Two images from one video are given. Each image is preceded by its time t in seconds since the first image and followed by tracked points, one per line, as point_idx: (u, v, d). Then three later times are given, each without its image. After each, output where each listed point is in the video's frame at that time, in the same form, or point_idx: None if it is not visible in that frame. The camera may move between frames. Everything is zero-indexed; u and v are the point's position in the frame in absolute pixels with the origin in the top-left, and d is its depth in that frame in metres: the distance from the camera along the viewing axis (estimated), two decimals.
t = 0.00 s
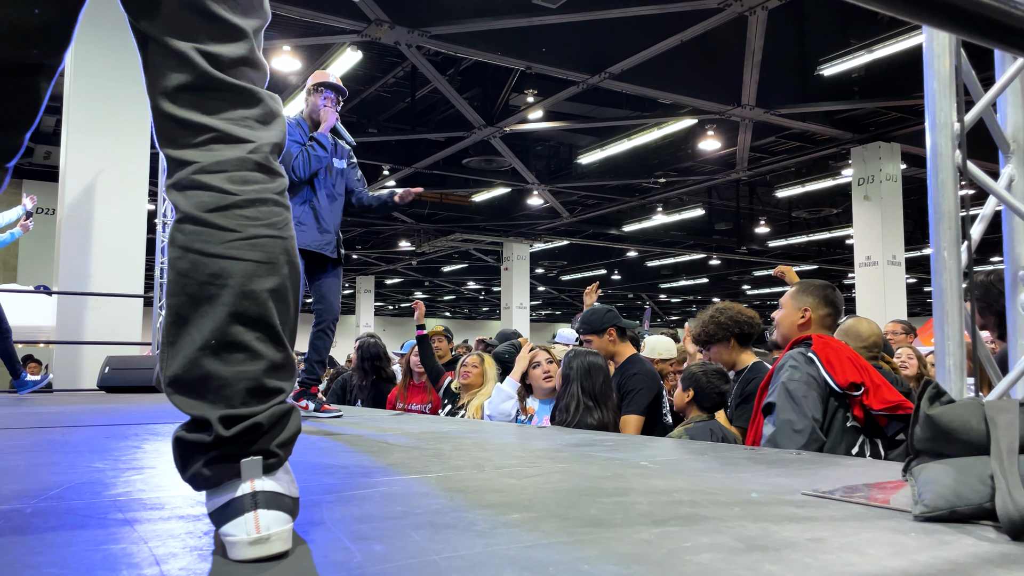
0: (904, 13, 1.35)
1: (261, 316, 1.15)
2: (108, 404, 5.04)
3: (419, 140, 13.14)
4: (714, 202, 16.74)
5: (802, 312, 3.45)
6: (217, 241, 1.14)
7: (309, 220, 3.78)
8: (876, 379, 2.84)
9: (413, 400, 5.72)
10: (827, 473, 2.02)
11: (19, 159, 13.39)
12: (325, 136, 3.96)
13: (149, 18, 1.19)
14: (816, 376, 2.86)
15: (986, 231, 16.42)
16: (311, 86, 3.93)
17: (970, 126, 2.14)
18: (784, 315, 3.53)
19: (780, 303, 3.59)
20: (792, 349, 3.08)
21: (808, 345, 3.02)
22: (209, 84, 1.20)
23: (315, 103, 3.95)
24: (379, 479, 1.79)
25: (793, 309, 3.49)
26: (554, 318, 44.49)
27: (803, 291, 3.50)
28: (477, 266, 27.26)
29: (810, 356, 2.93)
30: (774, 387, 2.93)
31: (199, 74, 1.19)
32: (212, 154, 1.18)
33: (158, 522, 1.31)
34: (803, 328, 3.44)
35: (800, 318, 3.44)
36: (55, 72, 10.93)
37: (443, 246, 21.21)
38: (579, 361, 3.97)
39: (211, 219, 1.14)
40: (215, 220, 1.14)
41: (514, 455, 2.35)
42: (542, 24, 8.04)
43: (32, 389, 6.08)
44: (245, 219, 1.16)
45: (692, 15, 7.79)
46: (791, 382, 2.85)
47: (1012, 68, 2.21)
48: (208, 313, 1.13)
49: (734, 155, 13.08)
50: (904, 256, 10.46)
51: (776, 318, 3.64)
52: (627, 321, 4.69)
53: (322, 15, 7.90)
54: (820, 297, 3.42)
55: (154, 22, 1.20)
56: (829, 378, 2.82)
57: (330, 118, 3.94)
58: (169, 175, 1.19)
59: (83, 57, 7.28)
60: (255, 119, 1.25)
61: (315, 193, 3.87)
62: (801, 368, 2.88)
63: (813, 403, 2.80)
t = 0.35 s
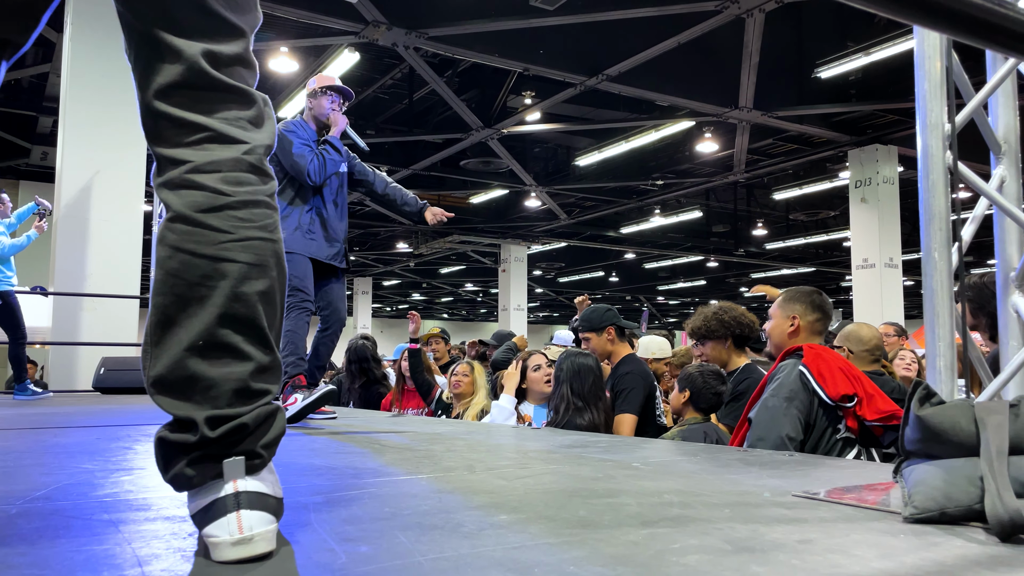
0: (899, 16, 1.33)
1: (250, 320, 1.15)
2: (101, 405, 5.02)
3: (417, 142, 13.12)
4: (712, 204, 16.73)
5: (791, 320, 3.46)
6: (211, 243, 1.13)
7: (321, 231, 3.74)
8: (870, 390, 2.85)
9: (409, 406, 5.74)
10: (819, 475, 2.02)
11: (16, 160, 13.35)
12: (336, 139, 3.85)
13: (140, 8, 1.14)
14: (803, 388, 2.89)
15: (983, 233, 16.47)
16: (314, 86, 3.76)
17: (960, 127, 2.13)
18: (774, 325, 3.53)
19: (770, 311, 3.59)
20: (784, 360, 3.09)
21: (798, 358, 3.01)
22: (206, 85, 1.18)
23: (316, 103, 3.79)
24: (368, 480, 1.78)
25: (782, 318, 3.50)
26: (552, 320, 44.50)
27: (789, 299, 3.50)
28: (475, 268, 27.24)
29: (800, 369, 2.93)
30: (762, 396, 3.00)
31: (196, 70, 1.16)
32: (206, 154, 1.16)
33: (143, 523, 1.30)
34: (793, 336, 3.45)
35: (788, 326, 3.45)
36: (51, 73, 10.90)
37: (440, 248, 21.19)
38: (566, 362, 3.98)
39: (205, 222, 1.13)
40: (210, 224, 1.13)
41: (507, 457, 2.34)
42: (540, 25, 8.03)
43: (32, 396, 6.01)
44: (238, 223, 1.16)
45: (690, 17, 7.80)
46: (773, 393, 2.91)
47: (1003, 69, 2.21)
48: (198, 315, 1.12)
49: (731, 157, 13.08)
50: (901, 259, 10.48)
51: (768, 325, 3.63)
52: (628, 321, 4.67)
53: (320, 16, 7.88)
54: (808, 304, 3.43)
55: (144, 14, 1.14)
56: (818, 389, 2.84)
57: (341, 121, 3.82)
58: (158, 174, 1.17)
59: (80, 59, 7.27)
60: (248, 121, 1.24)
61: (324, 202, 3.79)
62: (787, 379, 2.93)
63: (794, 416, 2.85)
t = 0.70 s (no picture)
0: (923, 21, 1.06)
1: (227, 314, 1.14)
2: (93, 406, 4.99)
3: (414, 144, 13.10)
4: (709, 207, 16.74)
5: (786, 319, 3.46)
6: (184, 239, 1.12)
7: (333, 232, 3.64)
8: (857, 388, 2.82)
9: (403, 405, 5.64)
10: (811, 476, 2.01)
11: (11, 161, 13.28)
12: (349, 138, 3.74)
13: None
14: (791, 392, 2.87)
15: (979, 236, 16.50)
16: (326, 77, 3.58)
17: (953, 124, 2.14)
18: (769, 323, 3.53)
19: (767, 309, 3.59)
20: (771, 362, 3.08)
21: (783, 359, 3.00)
22: (171, 76, 1.16)
23: (326, 94, 3.61)
24: (357, 480, 1.77)
25: (777, 317, 3.50)
26: (549, 322, 44.49)
27: (787, 297, 3.49)
28: (472, 270, 27.21)
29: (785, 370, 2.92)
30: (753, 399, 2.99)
31: (161, 62, 1.15)
32: (175, 147, 1.15)
33: (129, 521, 1.29)
34: (787, 336, 3.45)
35: (783, 326, 3.45)
36: (47, 73, 10.85)
37: (438, 250, 21.15)
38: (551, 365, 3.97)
39: (176, 217, 1.12)
40: (184, 218, 1.12)
41: (499, 457, 2.33)
42: (538, 27, 8.02)
43: (25, 397, 5.96)
44: (211, 217, 1.15)
45: (686, 20, 7.80)
46: (764, 399, 2.89)
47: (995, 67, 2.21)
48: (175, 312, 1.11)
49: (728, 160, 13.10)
50: (898, 262, 10.49)
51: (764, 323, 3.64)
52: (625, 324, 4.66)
53: (318, 18, 7.87)
54: (805, 304, 3.41)
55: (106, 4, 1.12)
56: (806, 391, 2.82)
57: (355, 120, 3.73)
58: (128, 171, 1.15)
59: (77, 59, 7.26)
60: (215, 111, 1.22)
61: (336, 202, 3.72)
62: (775, 383, 2.89)
63: (785, 421, 2.84)
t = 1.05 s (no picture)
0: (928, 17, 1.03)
1: (184, 307, 1.16)
2: (89, 408, 4.96)
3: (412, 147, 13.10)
4: (706, 210, 16.76)
5: (785, 315, 3.45)
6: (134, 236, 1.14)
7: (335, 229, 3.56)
8: (855, 387, 2.80)
9: (398, 408, 5.56)
10: (806, 477, 2.01)
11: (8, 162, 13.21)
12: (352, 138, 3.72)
13: None
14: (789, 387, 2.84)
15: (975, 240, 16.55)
16: (337, 73, 3.59)
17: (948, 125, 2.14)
18: (769, 319, 3.53)
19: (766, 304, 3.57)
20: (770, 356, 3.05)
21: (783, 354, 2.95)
22: (100, 74, 1.16)
23: (335, 92, 3.62)
24: (351, 479, 1.76)
25: (777, 313, 3.50)
26: (547, 325, 44.48)
27: (786, 294, 3.48)
28: (470, 273, 27.20)
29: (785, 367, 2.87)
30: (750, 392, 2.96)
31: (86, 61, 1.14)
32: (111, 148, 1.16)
33: (119, 520, 1.28)
34: (787, 332, 3.45)
35: (783, 322, 3.45)
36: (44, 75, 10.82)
37: (435, 253, 21.15)
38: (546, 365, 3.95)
39: (122, 215, 1.15)
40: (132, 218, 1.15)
41: (493, 458, 2.32)
42: (536, 30, 8.04)
43: (20, 399, 5.93)
44: (157, 211, 1.18)
45: (683, 24, 7.82)
46: (760, 393, 2.86)
47: (991, 68, 2.22)
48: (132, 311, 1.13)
49: (725, 163, 13.13)
50: (895, 265, 10.50)
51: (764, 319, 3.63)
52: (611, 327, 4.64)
53: (315, 20, 7.87)
54: (803, 299, 3.41)
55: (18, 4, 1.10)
56: (802, 385, 2.80)
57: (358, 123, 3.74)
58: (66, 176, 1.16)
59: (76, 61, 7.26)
60: (149, 105, 1.22)
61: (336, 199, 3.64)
62: (772, 378, 2.86)
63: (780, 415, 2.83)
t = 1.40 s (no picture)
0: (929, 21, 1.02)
1: (86, 266, 1.37)
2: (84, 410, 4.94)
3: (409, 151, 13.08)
4: (703, 215, 16.78)
5: (791, 327, 3.45)
6: (32, 213, 1.32)
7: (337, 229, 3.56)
8: (873, 401, 2.68)
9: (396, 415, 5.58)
10: (803, 482, 2.01)
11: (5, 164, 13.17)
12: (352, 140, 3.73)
13: None
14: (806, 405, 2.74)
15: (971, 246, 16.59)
16: (339, 74, 3.61)
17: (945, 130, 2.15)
18: (775, 332, 3.53)
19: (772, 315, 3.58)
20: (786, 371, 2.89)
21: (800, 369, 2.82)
22: None
23: (336, 92, 3.63)
24: (347, 483, 1.75)
25: (781, 327, 3.50)
26: (543, 329, 44.46)
27: (791, 306, 3.49)
28: (467, 276, 27.18)
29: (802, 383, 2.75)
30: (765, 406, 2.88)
31: None
32: None
33: (116, 522, 1.27)
34: (793, 344, 3.44)
35: (789, 334, 3.44)
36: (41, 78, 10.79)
37: (432, 256, 21.12)
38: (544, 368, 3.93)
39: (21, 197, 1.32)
40: (14, 201, 1.32)
41: (490, 462, 2.31)
42: (534, 35, 8.04)
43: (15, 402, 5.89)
44: (45, 190, 1.36)
45: (681, 28, 7.82)
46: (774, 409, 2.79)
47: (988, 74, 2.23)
48: (29, 279, 1.30)
49: (722, 168, 13.15)
50: (891, 270, 10.53)
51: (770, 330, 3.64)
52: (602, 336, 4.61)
53: (312, 24, 7.84)
54: (807, 311, 3.41)
55: None
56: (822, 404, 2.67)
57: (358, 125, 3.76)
58: None
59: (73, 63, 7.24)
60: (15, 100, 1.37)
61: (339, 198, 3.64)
62: (787, 395, 2.77)
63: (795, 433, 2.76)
